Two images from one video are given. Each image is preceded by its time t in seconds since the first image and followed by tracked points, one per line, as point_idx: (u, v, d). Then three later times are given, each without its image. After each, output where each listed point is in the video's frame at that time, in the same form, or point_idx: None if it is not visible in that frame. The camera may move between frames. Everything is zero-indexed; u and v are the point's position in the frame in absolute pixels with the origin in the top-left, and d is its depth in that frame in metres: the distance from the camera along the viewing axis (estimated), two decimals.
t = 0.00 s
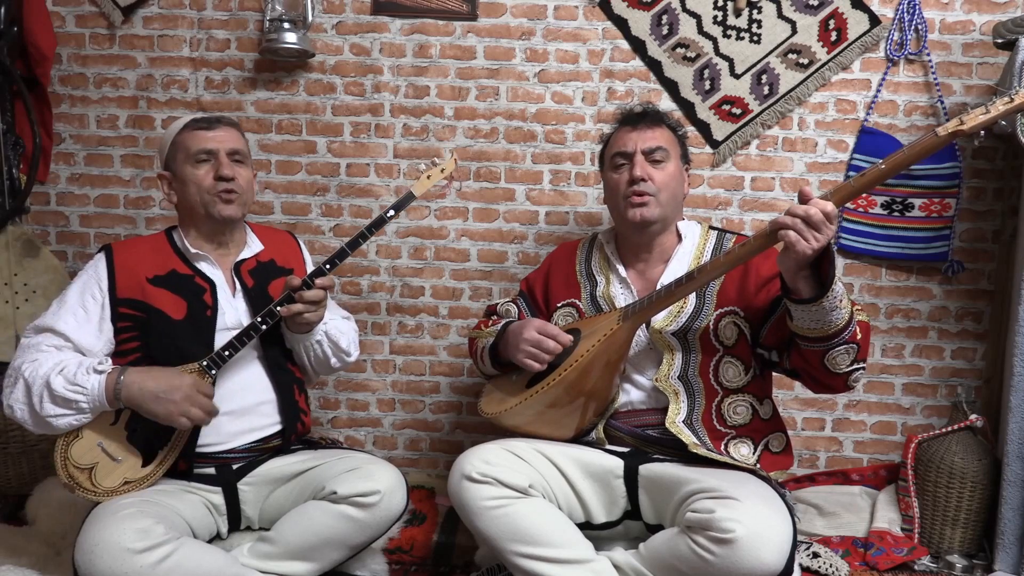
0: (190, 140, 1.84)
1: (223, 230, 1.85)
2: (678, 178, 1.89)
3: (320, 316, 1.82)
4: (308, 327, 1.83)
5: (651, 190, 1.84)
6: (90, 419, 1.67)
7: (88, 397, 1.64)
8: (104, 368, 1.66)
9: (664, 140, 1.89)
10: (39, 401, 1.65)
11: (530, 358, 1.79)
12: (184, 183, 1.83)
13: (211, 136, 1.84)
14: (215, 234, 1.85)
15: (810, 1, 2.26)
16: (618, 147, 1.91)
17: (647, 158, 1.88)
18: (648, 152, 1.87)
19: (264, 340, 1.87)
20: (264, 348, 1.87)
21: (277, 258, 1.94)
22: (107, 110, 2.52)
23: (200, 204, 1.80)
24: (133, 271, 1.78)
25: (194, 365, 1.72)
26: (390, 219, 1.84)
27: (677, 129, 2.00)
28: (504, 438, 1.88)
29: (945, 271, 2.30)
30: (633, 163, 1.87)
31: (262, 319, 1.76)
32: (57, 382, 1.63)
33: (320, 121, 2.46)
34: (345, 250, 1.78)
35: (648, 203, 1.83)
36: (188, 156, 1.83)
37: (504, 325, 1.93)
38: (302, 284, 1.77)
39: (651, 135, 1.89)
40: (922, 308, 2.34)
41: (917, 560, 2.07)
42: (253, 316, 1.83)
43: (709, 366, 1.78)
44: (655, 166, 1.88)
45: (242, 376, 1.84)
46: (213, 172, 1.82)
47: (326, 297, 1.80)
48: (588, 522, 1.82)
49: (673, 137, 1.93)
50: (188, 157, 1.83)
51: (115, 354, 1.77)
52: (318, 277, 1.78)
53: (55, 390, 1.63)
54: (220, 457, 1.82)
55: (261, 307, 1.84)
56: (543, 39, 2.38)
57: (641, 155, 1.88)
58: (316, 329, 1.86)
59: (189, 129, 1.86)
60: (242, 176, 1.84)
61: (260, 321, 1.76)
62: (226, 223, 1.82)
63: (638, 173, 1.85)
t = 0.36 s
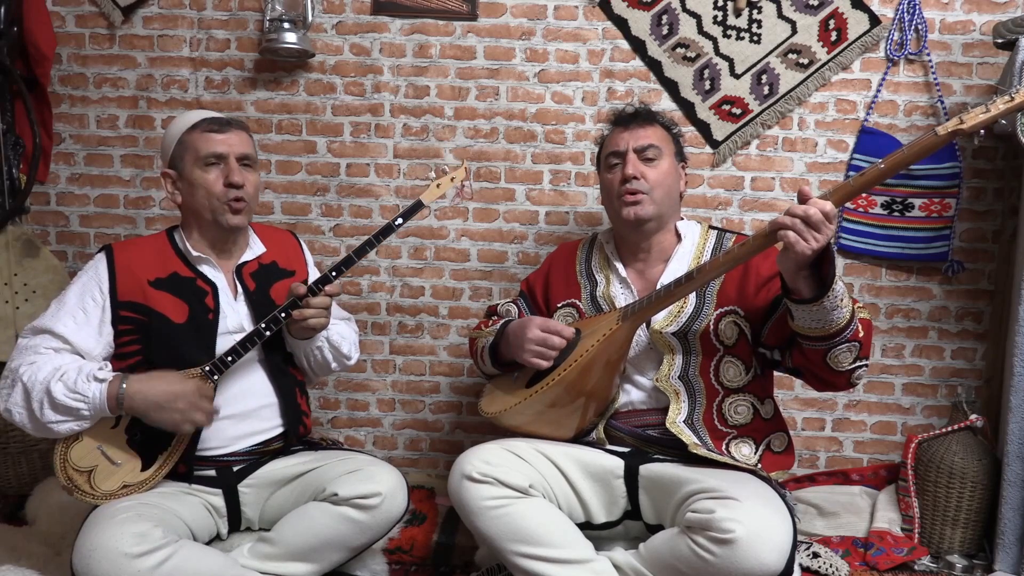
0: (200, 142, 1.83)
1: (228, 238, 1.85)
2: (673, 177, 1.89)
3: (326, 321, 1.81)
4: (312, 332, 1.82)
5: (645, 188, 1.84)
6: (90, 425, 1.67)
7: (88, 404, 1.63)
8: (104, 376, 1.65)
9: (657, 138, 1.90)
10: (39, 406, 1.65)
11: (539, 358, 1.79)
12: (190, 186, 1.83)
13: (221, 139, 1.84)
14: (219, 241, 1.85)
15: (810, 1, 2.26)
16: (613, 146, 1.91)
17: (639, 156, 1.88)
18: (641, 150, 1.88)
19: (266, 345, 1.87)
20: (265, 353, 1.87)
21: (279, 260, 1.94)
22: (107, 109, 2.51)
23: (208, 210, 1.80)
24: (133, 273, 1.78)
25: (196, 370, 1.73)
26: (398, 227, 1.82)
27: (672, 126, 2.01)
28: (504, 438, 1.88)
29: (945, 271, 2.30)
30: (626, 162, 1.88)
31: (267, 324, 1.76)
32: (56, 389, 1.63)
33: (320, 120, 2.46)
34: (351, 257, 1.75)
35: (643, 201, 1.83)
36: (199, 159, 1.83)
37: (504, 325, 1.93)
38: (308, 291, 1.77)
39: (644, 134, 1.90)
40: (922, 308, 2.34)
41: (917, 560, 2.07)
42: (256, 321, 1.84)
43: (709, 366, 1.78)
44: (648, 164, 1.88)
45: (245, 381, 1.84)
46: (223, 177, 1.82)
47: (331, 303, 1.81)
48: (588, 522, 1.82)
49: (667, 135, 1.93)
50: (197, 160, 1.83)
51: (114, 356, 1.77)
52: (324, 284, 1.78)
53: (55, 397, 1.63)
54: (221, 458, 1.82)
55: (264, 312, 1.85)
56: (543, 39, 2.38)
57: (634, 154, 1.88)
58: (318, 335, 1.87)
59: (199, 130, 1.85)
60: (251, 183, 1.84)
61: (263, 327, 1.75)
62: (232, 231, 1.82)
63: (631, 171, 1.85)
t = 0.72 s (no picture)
0: (207, 146, 1.82)
1: (225, 244, 1.84)
2: (675, 178, 1.90)
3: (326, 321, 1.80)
4: (310, 332, 1.83)
5: (648, 187, 1.84)
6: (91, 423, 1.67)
7: (87, 402, 1.64)
8: (101, 373, 1.65)
9: (660, 138, 1.90)
10: (38, 407, 1.66)
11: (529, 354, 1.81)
12: (195, 189, 1.82)
13: (228, 145, 1.83)
14: (219, 245, 1.84)
15: (810, 1, 2.26)
16: (615, 144, 1.91)
17: (642, 155, 1.88)
18: (644, 148, 1.88)
19: (265, 345, 1.87)
20: (264, 352, 1.87)
21: (279, 260, 1.95)
22: (106, 109, 2.51)
23: (211, 214, 1.79)
24: (132, 273, 1.78)
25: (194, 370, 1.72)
26: (396, 225, 1.82)
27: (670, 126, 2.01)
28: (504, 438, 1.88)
29: (945, 271, 2.30)
30: (630, 160, 1.87)
31: (265, 324, 1.75)
32: (54, 389, 1.63)
33: (320, 120, 2.46)
34: (350, 256, 1.76)
35: (646, 200, 1.83)
36: (204, 163, 1.81)
37: (504, 323, 1.93)
38: (306, 289, 1.77)
39: (646, 133, 1.90)
40: (922, 308, 2.34)
41: (917, 560, 2.07)
42: (255, 321, 1.84)
43: (709, 364, 1.78)
44: (650, 163, 1.88)
45: (244, 380, 1.83)
46: (229, 183, 1.81)
47: (331, 301, 1.81)
48: (588, 522, 1.82)
49: (668, 135, 1.94)
50: (204, 163, 1.81)
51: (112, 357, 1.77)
52: (322, 282, 1.77)
53: (53, 397, 1.63)
54: (221, 458, 1.82)
55: (263, 313, 1.85)
56: (543, 39, 2.38)
57: (638, 151, 1.88)
58: (318, 334, 1.87)
59: (208, 133, 1.84)
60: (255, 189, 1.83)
61: (262, 325, 1.75)
62: (232, 237, 1.82)
63: (635, 170, 1.85)
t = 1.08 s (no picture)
0: (189, 142, 1.83)
1: (217, 239, 1.85)
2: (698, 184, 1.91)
3: (322, 318, 1.81)
4: (309, 330, 1.83)
5: (682, 191, 1.84)
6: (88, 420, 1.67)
7: (81, 397, 1.63)
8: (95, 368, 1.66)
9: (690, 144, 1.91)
10: (34, 404, 1.66)
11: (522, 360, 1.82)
12: (178, 185, 1.84)
13: (213, 140, 1.83)
14: (211, 240, 1.85)
15: (810, 1, 2.26)
16: (641, 144, 1.89)
17: (673, 158, 1.89)
18: (674, 152, 1.88)
19: (263, 343, 1.86)
20: (262, 352, 1.86)
21: (276, 256, 1.95)
22: (107, 109, 2.51)
23: (193, 208, 1.81)
24: (128, 273, 1.78)
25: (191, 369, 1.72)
26: (393, 223, 1.83)
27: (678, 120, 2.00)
28: (506, 438, 1.88)
29: (945, 271, 2.30)
30: (661, 163, 1.87)
31: (263, 321, 1.76)
32: (49, 386, 1.64)
33: (320, 120, 2.46)
34: (347, 252, 1.77)
35: (679, 207, 1.83)
36: (187, 159, 1.82)
37: (503, 323, 1.94)
38: (303, 288, 1.77)
39: (674, 136, 1.90)
40: (922, 308, 2.35)
41: (917, 560, 2.07)
42: (253, 318, 1.83)
43: (715, 359, 1.79)
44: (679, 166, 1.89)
45: (243, 378, 1.83)
46: (209, 177, 1.81)
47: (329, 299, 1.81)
48: (588, 522, 1.82)
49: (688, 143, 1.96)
50: (185, 160, 1.83)
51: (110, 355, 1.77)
52: (320, 280, 1.77)
53: (48, 395, 1.64)
54: (221, 458, 1.82)
55: (260, 309, 1.84)
56: (543, 39, 2.38)
57: (668, 154, 1.88)
58: (317, 330, 1.86)
59: (190, 130, 1.84)
60: (239, 183, 1.83)
61: (259, 324, 1.75)
62: (220, 230, 1.82)
63: (672, 174, 1.84)
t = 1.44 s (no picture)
0: (178, 147, 1.85)
1: (217, 236, 1.87)
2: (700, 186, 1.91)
3: (318, 316, 1.82)
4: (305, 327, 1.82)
5: (685, 197, 1.84)
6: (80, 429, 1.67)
7: (76, 408, 1.63)
8: (93, 380, 1.66)
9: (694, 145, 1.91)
10: (29, 412, 1.66)
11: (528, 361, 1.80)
12: (174, 191, 1.84)
13: (198, 141, 1.85)
14: (210, 236, 1.86)
15: (810, 1, 2.26)
16: (647, 147, 1.89)
17: (679, 161, 1.88)
18: (679, 154, 1.88)
19: (261, 341, 1.87)
20: (261, 349, 1.87)
21: (271, 255, 1.94)
22: (106, 109, 2.51)
23: (198, 211, 1.81)
24: (123, 274, 1.79)
25: (188, 369, 1.72)
26: (388, 216, 1.84)
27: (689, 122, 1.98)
28: (506, 438, 1.88)
29: (945, 271, 2.30)
30: (667, 166, 1.87)
31: (258, 319, 1.76)
32: (45, 395, 1.64)
33: (320, 120, 2.46)
34: (341, 249, 1.78)
35: (682, 211, 1.83)
36: (181, 164, 1.84)
37: (507, 324, 1.93)
38: (298, 286, 1.77)
39: (679, 139, 1.89)
40: (922, 308, 2.34)
41: (917, 560, 2.07)
42: (250, 316, 1.83)
43: (718, 365, 1.79)
44: (684, 169, 1.88)
45: (241, 376, 1.83)
46: (208, 178, 1.83)
47: (322, 297, 1.80)
48: (588, 522, 1.82)
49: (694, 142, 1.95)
50: (180, 165, 1.84)
51: (105, 358, 1.78)
52: (314, 277, 1.78)
53: (44, 404, 1.63)
54: (220, 458, 1.82)
55: (257, 307, 1.84)
56: (543, 39, 2.38)
57: (673, 157, 1.87)
58: (313, 326, 1.86)
59: (174, 135, 1.86)
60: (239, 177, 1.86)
61: (255, 322, 1.75)
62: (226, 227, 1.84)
63: (677, 177, 1.84)
